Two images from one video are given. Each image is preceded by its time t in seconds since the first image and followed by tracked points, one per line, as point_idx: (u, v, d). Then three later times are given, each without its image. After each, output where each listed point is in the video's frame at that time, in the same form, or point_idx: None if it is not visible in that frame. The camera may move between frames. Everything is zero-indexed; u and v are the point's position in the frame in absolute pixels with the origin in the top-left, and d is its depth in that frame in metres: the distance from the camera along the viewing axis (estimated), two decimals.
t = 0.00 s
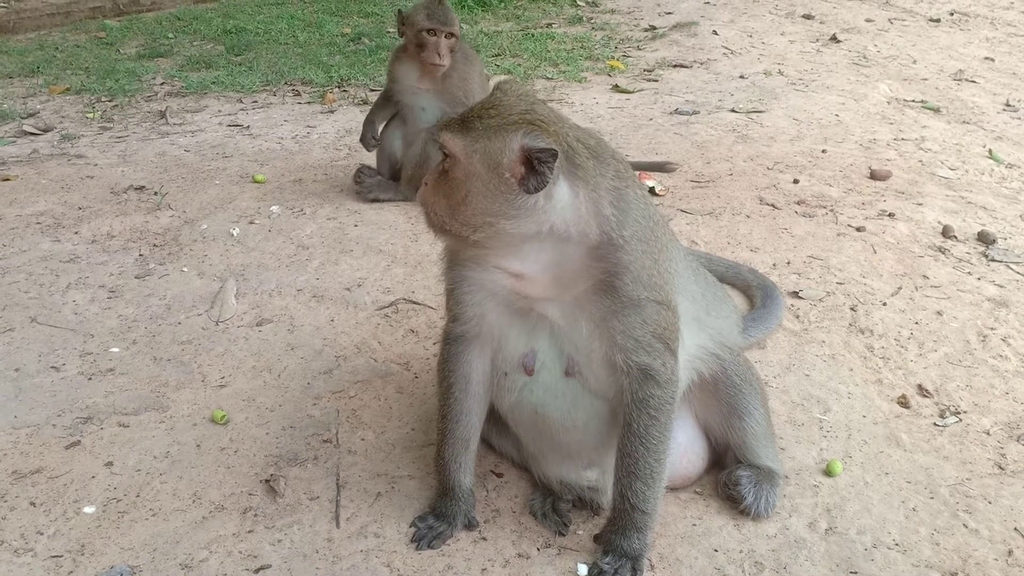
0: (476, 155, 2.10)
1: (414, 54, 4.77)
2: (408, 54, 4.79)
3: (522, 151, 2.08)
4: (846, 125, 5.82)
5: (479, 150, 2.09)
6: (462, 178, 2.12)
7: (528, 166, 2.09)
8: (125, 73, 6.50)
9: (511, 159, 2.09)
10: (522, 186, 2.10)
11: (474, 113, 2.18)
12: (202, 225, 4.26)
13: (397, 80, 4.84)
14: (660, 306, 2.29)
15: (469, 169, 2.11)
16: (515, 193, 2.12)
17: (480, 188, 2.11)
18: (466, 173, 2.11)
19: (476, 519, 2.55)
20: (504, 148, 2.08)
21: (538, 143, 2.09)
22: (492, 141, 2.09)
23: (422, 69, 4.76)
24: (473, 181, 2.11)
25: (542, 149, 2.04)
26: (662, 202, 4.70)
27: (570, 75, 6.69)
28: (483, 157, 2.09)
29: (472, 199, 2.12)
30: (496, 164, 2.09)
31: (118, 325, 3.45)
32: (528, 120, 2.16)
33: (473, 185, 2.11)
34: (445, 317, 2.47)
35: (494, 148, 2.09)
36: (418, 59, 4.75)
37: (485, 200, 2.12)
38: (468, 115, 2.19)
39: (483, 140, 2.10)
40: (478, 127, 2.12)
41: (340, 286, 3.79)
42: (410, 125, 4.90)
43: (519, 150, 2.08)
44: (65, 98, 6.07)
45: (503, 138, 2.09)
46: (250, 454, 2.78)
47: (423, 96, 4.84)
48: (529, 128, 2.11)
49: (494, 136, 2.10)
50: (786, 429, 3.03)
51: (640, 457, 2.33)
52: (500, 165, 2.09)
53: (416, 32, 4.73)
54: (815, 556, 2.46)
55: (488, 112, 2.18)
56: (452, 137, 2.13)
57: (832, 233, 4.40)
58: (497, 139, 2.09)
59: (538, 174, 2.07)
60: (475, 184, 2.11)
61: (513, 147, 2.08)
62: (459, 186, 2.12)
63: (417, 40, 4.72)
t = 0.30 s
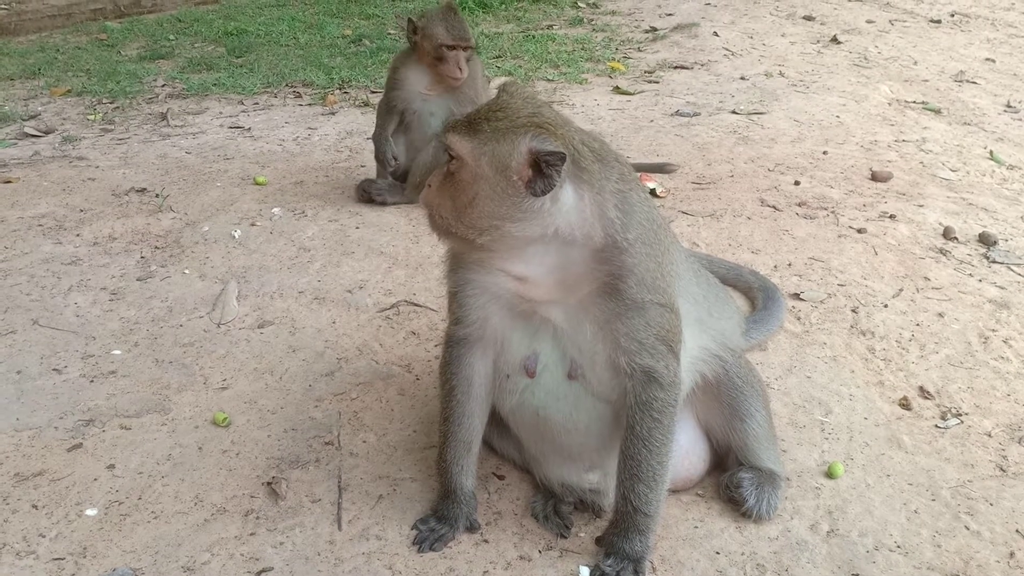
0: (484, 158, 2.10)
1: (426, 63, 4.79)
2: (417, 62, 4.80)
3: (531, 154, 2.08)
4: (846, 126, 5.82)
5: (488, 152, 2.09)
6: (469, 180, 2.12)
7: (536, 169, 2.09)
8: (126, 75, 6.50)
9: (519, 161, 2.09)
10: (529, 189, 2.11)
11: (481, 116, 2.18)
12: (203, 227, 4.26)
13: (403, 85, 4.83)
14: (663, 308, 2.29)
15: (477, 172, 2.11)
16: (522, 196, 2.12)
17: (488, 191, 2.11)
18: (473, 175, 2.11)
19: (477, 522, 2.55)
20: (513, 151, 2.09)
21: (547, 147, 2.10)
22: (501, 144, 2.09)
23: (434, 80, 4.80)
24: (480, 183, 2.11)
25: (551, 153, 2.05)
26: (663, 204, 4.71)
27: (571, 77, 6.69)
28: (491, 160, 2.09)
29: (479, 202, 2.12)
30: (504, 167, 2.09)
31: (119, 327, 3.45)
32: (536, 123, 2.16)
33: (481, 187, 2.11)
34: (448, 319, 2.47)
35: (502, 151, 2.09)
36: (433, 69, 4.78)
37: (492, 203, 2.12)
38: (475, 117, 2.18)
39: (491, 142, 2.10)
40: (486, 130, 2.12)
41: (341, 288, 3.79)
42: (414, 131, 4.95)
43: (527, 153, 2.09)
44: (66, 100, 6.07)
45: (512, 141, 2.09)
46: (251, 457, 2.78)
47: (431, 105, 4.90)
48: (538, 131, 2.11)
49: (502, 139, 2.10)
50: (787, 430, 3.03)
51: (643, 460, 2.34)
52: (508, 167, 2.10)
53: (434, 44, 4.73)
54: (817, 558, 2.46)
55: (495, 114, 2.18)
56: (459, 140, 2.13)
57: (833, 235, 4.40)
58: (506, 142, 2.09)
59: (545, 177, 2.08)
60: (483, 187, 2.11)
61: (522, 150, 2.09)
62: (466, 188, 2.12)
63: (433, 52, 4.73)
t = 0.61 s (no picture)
0: (511, 165, 2.07)
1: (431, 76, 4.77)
2: (422, 74, 4.78)
3: (557, 158, 2.10)
4: (848, 128, 5.82)
5: (517, 160, 2.07)
6: (496, 188, 2.08)
7: (560, 172, 2.11)
8: (128, 77, 6.51)
9: (546, 166, 2.10)
10: (556, 194, 2.11)
11: (496, 121, 2.12)
12: (205, 228, 4.27)
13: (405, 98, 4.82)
14: (667, 310, 2.30)
15: (504, 180, 2.07)
16: (548, 201, 2.12)
17: (517, 198, 2.09)
18: (500, 183, 2.07)
19: (479, 523, 2.55)
20: (540, 156, 2.09)
21: (568, 149, 2.12)
22: (527, 150, 2.08)
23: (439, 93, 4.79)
24: (508, 191, 2.08)
25: (577, 155, 2.07)
26: (665, 205, 4.72)
27: (572, 78, 6.70)
28: (520, 167, 2.07)
29: (507, 211, 2.09)
30: (532, 173, 2.09)
31: (122, 328, 3.46)
32: (549, 125, 2.16)
33: (510, 195, 2.08)
34: (449, 321, 2.47)
35: (531, 157, 2.08)
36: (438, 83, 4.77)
37: (520, 210, 2.10)
38: (488, 123, 2.12)
39: (519, 149, 2.07)
40: (508, 136, 2.09)
41: (343, 289, 3.79)
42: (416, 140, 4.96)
43: (552, 156, 2.10)
44: (68, 101, 6.08)
45: (538, 146, 2.09)
46: (254, 458, 2.79)
47: (434, 118, 4.90)
48: (558, 134, 2.13)
49: (528, 145, 2.09)
50: (789, 431, 3.03)
51: (646, 461, 2.34)
52: (536, 173, 2.09)
53: (443, 61, 4.70)
54: (819, 560, 2.46)
55: (509, 119, 2.14)
56: (481, 148, 2.07)
57: (835, 236, 4.40)
58: (533, 147, 2.09)
59: (570, 180, 2.09)
60: (512, 195, 2.08)
61: (548, 154, 2.10)
62: (494, 197, 2.08)
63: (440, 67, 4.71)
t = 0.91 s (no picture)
0: (503, 163, 2.10)
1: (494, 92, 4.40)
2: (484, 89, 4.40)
3: (549, 159, 2.10)
4: (848, 128, 5.82)
5: (508, 159, 2.10)
6: (487, 186, 2.11)
7: (554, 173, 2.10)
8: (128, 79, 6.51)
9: (538, 166, 2.10)
10: (548, 195, 2.11)
11: (494, 121, 2.17)
12: (206, 230, 4.27)
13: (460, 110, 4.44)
14: (670, 311, 2.30)
15: (496, 178, 2.11)
16: (542, 202, 2.12)
17: (508, 197, 2.11)
18: (492, 182, 2.11)
19: (481, 524, 2.55)
20: (532, 156, 2.10)
21: (563, 150, 2.11)
22: (519, 150, 2.10)
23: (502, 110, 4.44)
24: (499, 190, 2.11)
25: (570, 156, 2.06)
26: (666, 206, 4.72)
27: (573, 79, 6.70)
28: (511, 166, 2.10)
29: (499, 209, 2.11)
30: (524, 172, 2.10)
31: (124, 330, 3.46)
32: (548, 127, 2.18)
33: (501, 194, 2.11)
34: (452, 323, 2.47)
35: (522, 157, 2.10)
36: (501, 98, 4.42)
37: (511, 209, 2.12)
38: (487, 123, 2.18)
39: (510, 148, 2.10)
40: (502, 136, 2.12)
41: (344, 290, 3.79)
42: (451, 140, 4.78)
43: (545, 157, 2.10)
44: (69, 103, 6.08)
45: (531, 147, 2.11)
46: (256, 459, 2.79)
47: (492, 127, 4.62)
48: (553, 135, 2.14)
49: (520, 144, 2.11)
50: (790, 432, 3.03)
51: (648, 462, 2.34)
52: (528, 173, 2.10)
53: (517, 79, 4.34)
54: (820, 560, 2.46)
55: (506, 119, 2.18)
56: (475, 146, 2.12)
57: (836, 237, 4.40)
58: (525, 147, 2.10)
59: (563, 181, 2.08)
60: (503, 193, 2.10)
61: (540, 155, 2.10)
62: (485, 195, 2.11)
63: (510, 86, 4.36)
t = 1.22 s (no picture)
0: (499, 159, 2.10)
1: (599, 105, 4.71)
2: (594, 103, 4.70)
3: (544, 157, 2.08)
4: (848, 128, 5.83)
5: (503, 155, 2.10)
6: (482, 181, 2.12)
7: (549, 172, 2.09)
8: (128, 80, 6.51)
9: (533, 164, 2.09)
10: (542, 193, 2.10)
11: (494, 117, 2.18)
12: (206, 231, 4.26)
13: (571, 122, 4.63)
14: (669, 311, 2.30)
15: (490, 174, 2.11)
16: (536, 199, 2.11)
17: (502, 193, 2.11)
18: (487, 177, 2.11)
19: (482, 524, 2.55)
20: (526, 154, 2.09)
21: (559, 149, 2.10)
22: (515, 146, 2.10)
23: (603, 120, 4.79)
24: (493, 185, 2.11)
25: (565, 156, 2.05)
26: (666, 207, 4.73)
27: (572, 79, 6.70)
28: (506, 162, 2.10)
29: (492, 204, 2.11)
30: (519, 169, 2.10)
31: (123, 331, 3.46)
32: (548, 126, 2.18)
33: (495, 189, 2.11)
34: (452, 323, 2.47)
35: (517, 154, 2.10)
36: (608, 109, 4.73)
37: (505, 206, 2.12)
38: (487, 118, 2.19)
39: (506, 144, 2.11)
40: (500, 132, 2.13)
41: (344, 291, 3.79)
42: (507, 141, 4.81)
43: (540, 155, 2.09)
44: (68, 104, 6.08)
45: (526, 144, 2.10)
46: (256, 460, 2.79)
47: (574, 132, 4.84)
48: (550, 134, 2.13)
49: (517, 141, 2.11)
50: (791, 432, 3.03)
51: (648, 462, 2.34)
52: (522, 170, 2.10)
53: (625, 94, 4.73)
54: (821, 560, 2.46)
55: (506, 116, 2.18)
56: (472, 141, 2.13)
57: (835, 237, 4.41)
58: (521, 144, 2.10)
59: (558, 180, 2.07)
60: (496, 189, 2.10)
61: (535, 152, 2.09)
62: (480, 190, 2.12)
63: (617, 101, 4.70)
